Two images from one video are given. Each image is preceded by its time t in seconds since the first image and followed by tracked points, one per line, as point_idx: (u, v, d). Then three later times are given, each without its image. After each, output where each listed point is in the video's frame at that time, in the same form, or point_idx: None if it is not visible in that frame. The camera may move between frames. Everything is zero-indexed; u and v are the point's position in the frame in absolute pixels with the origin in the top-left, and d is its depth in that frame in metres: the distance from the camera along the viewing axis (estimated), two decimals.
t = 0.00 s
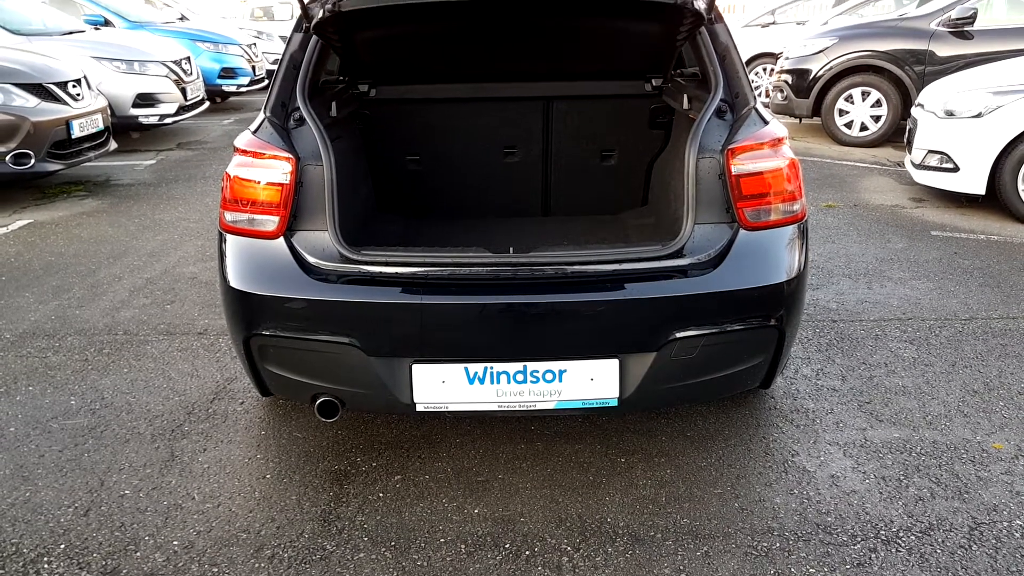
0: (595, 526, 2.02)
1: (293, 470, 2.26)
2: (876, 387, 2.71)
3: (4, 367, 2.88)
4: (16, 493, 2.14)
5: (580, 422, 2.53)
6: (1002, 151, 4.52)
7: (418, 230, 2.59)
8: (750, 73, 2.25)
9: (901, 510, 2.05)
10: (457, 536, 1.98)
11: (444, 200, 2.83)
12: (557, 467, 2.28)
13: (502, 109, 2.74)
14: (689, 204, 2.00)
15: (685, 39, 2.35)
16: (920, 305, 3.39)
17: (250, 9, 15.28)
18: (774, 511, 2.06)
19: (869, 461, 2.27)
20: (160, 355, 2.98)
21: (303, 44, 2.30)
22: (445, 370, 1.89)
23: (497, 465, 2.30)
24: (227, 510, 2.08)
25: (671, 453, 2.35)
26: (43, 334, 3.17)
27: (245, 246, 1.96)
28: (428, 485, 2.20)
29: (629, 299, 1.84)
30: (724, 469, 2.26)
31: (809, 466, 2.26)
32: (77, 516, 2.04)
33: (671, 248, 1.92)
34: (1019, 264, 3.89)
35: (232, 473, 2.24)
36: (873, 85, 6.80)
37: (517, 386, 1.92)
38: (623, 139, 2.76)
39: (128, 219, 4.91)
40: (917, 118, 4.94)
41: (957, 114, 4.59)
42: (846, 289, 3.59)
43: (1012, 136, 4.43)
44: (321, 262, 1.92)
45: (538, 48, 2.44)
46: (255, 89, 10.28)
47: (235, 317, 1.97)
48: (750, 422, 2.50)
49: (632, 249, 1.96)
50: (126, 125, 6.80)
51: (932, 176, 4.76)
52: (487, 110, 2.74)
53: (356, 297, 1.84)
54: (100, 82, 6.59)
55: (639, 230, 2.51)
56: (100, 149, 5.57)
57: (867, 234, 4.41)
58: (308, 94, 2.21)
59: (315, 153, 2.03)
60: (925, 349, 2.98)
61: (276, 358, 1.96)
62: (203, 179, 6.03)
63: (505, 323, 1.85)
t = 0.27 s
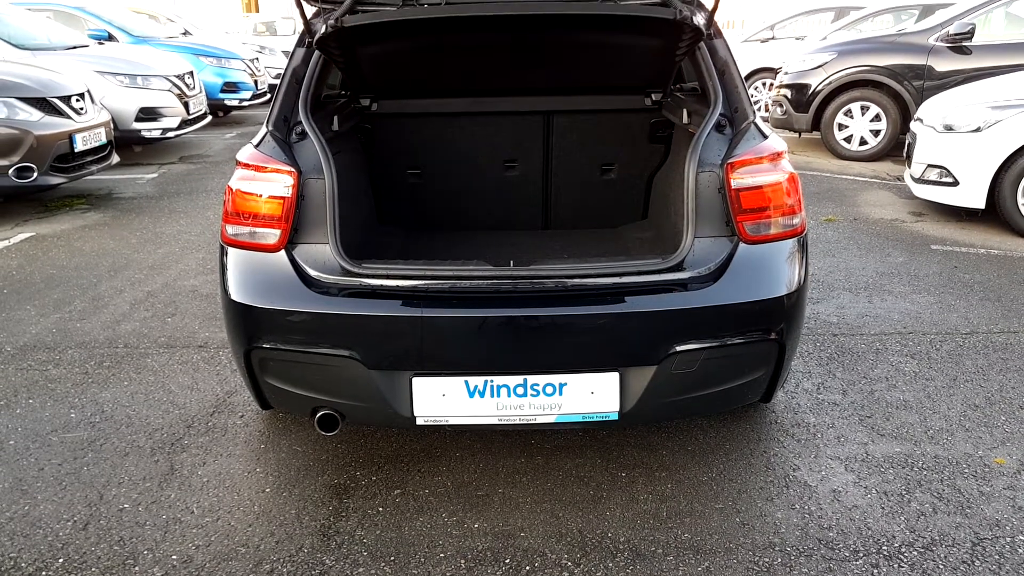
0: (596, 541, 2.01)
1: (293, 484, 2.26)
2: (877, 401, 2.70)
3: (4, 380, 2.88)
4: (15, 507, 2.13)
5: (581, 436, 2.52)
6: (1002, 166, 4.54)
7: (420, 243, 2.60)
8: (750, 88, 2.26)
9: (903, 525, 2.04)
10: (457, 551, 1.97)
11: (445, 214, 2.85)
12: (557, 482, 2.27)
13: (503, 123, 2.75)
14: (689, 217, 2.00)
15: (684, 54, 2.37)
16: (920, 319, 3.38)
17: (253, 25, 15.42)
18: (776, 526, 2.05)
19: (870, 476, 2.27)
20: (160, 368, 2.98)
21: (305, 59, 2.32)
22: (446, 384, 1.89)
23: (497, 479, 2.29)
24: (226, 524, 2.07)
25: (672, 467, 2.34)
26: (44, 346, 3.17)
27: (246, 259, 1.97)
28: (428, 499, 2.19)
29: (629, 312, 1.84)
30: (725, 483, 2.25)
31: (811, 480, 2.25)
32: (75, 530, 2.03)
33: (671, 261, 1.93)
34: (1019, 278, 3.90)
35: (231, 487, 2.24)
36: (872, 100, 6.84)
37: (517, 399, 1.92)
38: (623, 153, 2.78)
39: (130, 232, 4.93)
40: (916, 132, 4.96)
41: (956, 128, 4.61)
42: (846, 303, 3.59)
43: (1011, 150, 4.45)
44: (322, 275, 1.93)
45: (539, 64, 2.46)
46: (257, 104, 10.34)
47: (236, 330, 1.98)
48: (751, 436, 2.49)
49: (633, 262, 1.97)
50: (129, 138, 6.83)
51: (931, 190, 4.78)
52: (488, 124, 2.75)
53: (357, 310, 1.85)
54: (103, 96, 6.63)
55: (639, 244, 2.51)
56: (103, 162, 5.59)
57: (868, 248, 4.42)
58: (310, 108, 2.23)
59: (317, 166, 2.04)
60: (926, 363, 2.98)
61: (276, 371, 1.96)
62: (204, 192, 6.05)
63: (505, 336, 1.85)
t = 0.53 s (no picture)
0: (597, 557, 2.00)
1: (293, 500, 2.25)
2: (878, 416, 2.69)
3: (5, 396, 2.87)
4: (14, 523, 2.12)
5: (582, 451, 2.51)
6: (1001, 181, 4.55)
7: (421, 258, 2.61)
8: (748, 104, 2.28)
9: (905, 540, 2.03)
10: (458, 567, 1.96)
11: (446, 230, 2.86)
12: (559, 497, 2.26)
13: (503, 139, 2.77)
14: (689, 232, 2.01)
15: (683, 71, 2.39)
16: (921, 334, 3.39)
17: (254, 42, 15.55)
18: (777, 541, 2.04)
19: (872, 491, 2.26)
20: (161, 383, 2.98)
21: (307, 76, 2.34)
22: (446, 399, 1.89)
23: (498, 495, 2.28)
24: (226, 540, 2.06)
25: (674, 483, 2.33)
26: (44, 362, 3.17)
27: (247, 274, 1.98)
28: (428, 515, 2.18)
29: (629, 327, 1.84)
30: (727, 499, 2.24)
31: (813, 495, 2.24)
32: (75, 546, 2.02)
33: (672, 276, 1.94)
34: (1019, 293, 3.90)
35: (231, 503, 2.23)
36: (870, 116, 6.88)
37: (518, 415, 1.92)
38: (623, 169, 2.79)
39: (131, 248, 4.94)
40: (915, 148, 4.98)
41: (955, 143, 4.63)
42: (846, 317, 3.59)
43: (1009, 165, 4.47)
44: (323, 290, 1.93)
45: (539, 81, 2.48)
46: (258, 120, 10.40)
47: (237, 345, 1.98)
48: (752, 451, 2.49)
49: (633, 277, 1.97)
50: (131, 154, 6.86)
51: (931, 205, 4.80)
52: (488, 140, 2.77)
53: (358, 325, 1.85)
54: (106, 113, 6.67)
55: (639, 259, 2.52)
56: (105, 178, 5.62)
57: (868, 263, 4.42)
58: (312, 124, 2.24)
59: (318, 182, 2.05)
60: (928, 378, 2.97)
61: (277, 386, 1.96)
62: (206, 208, 6.07)
63: (506, 351, 1.85)
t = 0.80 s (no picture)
0: (600, 571, 1.99)
1: (294, 514, 2.24)
2: (880, 429, 2.69)
3: (5, 410, 2.87)
4: (13, 538, 2.11)
5: (583, 465, 2.51)
6: (1001, 194, 4.56)
7: (422, 272, 2.61)
8: (747, 118, 2.29)
9: (907, 554, 2.02)
10: None
11: (447, 244, 2.87)
12: (560, 511, 2.25)
13: (503, 152, 2.78)
14: (689, 245, 2.02)
15: (683, 85, 2.41)
16: (922, 347, 3.38)
17: (256, 57, 15.67)
18: (779, 555, 2.03)
19: (874, 505, 2.25)
20: (161, 397, 2.98)
21: (309, 91, 2.36)
22: (448, 412, 1.89)
23: (499, 509, 2.27)
24: (226, 555, 2.05)
25: (675, 497, 2.32)
26: (45, 376, 3.17)
27: (248, 288, 1.98)
28: (429, 529, 2.17)
29: (630, 340, 1.84)
30: (728, 513, 2.23)
31: (815, 509, 2.23)
32: (74, 561, 2.01)
33: (672, 290, 1.94)
34: (1020, 306, 3.90)
35: (231, 517, 2.22)
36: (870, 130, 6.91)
37: (519, 428, 1.92)
38: (623, 183, 2.81)
39: (132, 262, 4.95)
40: (915, 161, 5.00)
41: (954, 156, 4.65)
42: (847, 330, 3.59)
43: (1009, 179, 4.48)
44: (324, 304, 1.93)
45: (539, 95, 2.50)
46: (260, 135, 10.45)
47: (238, 359, 1.98)
48: (753, 465, 2.48)
49: (633, 290, 1.98)
50: (132, 169, 6.89)
51: (931, 218, 4.81)
52: (489, 154, 2.79)
53: (359, 339, 1.85)
54: (107, 127, 6.71)
55: (640, 272, 2.53)
56: (106, 193, 5.64)
57: (868, 276, 4.43)
58: (314, 139, 2.26)
59: (320, 196, 2.06)
60: (929, 391, 2.97)
61: (278, 400, 1.96)
62: (207, 222, 6.08)
63: (507, 365, 1.85)
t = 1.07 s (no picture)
0: None
1: (294, 528, 2.23)
2: (882, 441, 2.68)
3: (6, 424, 2.87)
4: (13, 552, 2.10)
5: (584, 478, 2.50)
6: (1000, 205, 4.57)
7: (423, 284, 2.62)
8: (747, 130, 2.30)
9: (910, 567, 2.01)
10: None
11: (448, 256, 2.88)
12: (561, 525, 2.24)
13: (503, 165, 2.79)
14: (689, 258, 2.03)
15: (682, 98, 2.43)
16: (923, 359, 3.38)
17: (257, 71, 15.77)
18: (781, 568, 2.02)
19: (876, 517, 2.24)
20: (161, 411, 2.97)
21: (310, 105, 2.37)
22: (448, 425, 1.89)
23: (500, 523, 2.26)
24: (226, 569, 2.04)
25: (676, 510, 2.31)
26: (45, 390, 3.16)
27: (249, 301, 1.98)
28: (430, 543, 2.16)
29: (630, 352, 1.84)
30: (730, 526, 2.22)
31: (816, 522, 2.22)
32: None
33: (672, 302, 1.94)
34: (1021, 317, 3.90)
35: (231, 531, 2.21)
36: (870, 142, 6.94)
37: (520, 441, 1.91)
38: (623, 195, 2.82)
39: (133, 275, 4.95)
40: (914, 173, 5.02)
41: (954, 168, 4.66)
42: (848, 342, 3.59)
43: (1008, 190, 4.49)
44: (325, 317, 1.94)
45: (539, 109, 2.51)
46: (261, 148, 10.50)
47: (239, 372, 1.98)
48: (755, 478, 2.47)
49: (633, 302, 1.98)
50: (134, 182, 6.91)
51: (931, 230, 4.83)
52: (489, 166, 2.80)
53: (360, 351, 1.85)
54: (109, 141, 6.73)
55: (640, 284, 2.53)
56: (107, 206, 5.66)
57: (868, 288, 4.43)
58: (315, 152, 2.27)
59: (321, 209, 2.07)
60: (930, 403, 2.96)
61: (278, 413, 1.96)
62: (208, 236, 6.10)
63: (507, 377, 1.85)
